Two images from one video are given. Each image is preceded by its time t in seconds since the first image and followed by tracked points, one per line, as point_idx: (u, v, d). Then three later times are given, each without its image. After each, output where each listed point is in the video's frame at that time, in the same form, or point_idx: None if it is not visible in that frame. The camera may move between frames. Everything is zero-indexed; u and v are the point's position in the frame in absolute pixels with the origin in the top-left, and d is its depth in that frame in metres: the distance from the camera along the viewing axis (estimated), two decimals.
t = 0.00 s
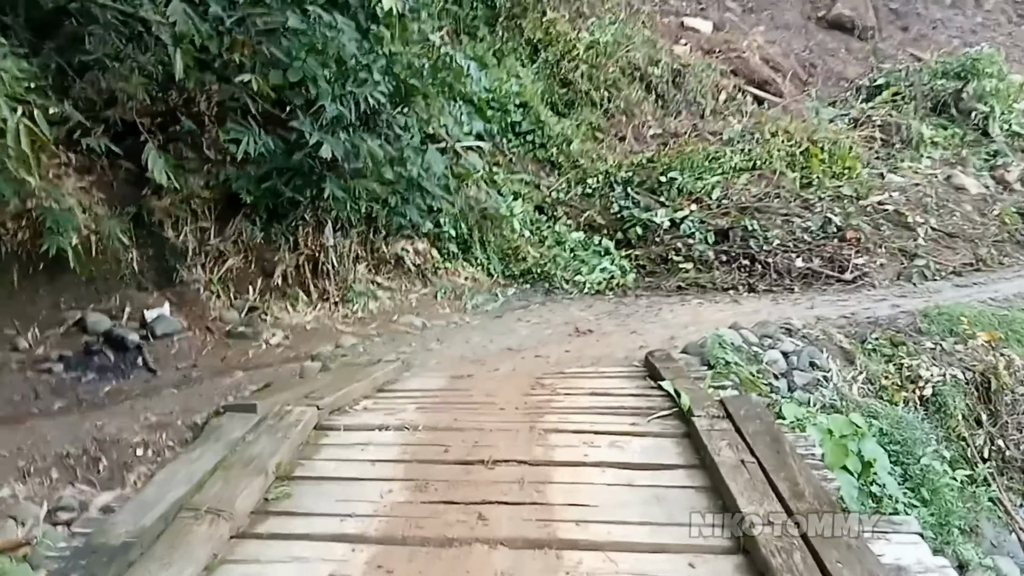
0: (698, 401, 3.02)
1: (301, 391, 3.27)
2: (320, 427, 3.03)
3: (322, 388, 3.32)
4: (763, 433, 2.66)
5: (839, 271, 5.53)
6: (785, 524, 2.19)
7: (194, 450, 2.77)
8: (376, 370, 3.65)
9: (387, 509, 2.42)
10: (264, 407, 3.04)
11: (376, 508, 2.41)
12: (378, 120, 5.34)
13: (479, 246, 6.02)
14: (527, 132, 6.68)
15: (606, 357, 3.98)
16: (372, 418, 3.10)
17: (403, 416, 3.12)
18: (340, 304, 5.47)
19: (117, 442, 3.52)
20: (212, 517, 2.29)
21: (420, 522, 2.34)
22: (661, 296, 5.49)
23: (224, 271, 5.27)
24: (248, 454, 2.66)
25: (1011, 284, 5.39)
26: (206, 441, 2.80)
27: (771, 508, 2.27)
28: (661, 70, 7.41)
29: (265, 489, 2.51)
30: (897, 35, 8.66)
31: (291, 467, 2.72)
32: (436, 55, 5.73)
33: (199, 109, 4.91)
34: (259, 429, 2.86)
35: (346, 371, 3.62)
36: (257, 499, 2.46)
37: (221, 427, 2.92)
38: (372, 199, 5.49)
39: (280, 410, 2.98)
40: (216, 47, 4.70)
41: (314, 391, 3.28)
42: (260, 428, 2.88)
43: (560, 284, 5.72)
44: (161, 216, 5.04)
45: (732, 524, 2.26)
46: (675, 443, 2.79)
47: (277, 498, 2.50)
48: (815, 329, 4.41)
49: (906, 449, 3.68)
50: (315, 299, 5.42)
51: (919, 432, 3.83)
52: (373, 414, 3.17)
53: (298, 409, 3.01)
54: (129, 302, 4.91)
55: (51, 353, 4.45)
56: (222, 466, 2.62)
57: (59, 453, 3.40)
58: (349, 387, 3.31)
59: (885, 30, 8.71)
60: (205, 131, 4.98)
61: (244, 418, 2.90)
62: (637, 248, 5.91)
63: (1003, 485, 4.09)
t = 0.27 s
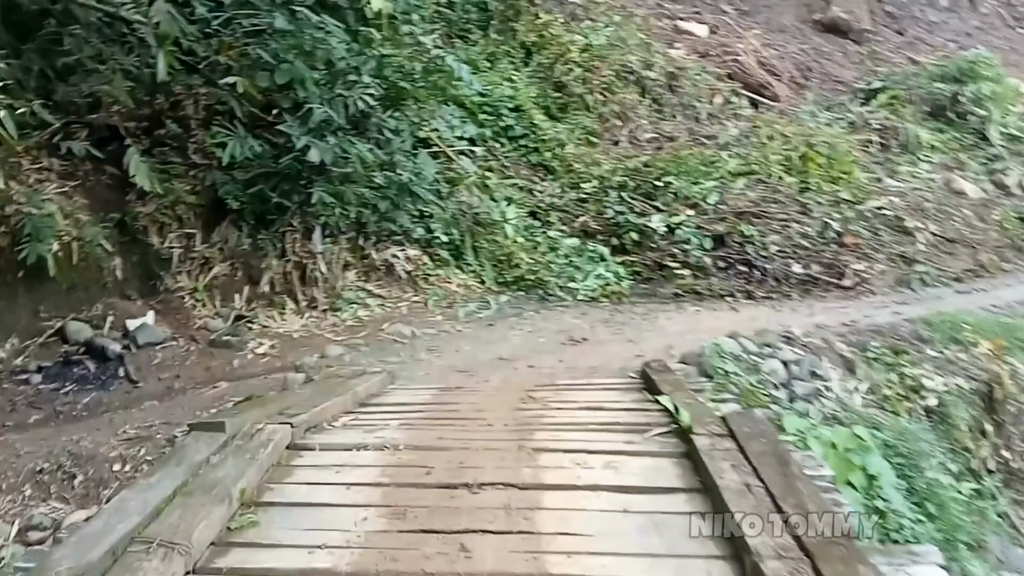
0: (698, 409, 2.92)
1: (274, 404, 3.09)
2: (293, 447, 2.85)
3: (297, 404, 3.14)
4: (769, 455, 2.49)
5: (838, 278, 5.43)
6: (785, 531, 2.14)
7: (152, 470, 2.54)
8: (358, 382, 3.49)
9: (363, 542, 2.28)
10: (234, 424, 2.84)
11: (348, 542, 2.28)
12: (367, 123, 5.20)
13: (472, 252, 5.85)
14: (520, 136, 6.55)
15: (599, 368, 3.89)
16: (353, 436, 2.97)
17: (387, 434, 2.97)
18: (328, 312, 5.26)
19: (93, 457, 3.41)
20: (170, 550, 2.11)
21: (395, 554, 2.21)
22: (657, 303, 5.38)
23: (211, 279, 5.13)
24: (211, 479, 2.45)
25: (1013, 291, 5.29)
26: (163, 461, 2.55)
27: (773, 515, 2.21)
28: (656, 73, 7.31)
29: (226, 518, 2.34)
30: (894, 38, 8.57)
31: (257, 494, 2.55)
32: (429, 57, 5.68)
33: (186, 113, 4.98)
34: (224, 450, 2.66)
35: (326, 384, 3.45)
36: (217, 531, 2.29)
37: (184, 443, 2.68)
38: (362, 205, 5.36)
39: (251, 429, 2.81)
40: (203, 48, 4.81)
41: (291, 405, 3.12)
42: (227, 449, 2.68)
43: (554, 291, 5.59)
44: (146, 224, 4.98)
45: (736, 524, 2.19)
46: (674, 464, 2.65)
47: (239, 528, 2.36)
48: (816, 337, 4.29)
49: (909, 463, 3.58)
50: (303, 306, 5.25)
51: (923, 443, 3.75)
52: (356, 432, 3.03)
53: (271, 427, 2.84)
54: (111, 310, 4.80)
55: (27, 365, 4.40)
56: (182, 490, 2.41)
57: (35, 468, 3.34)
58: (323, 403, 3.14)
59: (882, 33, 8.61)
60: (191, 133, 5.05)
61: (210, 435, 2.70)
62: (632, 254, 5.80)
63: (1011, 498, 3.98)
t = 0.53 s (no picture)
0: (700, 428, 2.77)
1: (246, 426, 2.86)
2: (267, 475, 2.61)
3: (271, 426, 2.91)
4: (779, 485, 2.23)
5: (838, 286, 5.34)
6: (783, 528, 2.03)
7: (105, 505, 2.26)
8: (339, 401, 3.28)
9: None
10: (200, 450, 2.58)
11: None
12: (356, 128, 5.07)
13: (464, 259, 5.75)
14: (513, 141, 6.44)
15: (594, 380, 3.77)
16: (332, 463, 2.73)
17: (365, 459, 2.75)
18: (316, 320, 5.15)
19: (68, 475, 3.27)
20: None
21: None
22: (653, 311, 5.26)
23: (196, 287, 5.01)
24: (171, 516, 2.20)
25: (1015, 298, 5.20)
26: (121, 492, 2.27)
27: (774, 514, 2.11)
28: (650, 78, 7.20)
29: (187, 561, 2.07)
30: (890, 42, 8.48)
31: (220, 529, 2.27)
32: (420, 61, 5.46)
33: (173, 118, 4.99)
34: (190, 482, 2.40)
35: (306, 403, 3.23)
36: None
37: (143, 472, 2.42)
38: (351, 211, 5.22)
39: (220, 456, 2.55)
40: (191, 52, 4.63)
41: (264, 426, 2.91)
42: (193, 480, 2.42)
43: (547, 298, 5.48)
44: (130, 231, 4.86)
45: (732, 522, 2.08)
46: (675, 494, 2.40)
47: (201, 571, 2.08)
48: (816, 347, 4.18)
49: (917, 477, 3.47)
50: (290, 316, 5.12)
51: (930, 457, 3.63)
52: (335, 456, 2.81)
53: (242, 455, 2.59)
54: (93, 320, 4.63)
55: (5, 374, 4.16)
56: (139, 531, 2.13)
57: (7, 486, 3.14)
58: (299, 425, 2.91)
59: (878, 37, 8.52)
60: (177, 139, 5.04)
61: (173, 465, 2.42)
62: (628, 260, 5.68)
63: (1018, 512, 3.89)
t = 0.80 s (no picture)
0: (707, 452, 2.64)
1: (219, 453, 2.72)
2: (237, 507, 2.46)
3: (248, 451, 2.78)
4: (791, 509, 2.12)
5: (838, 294, 5.23)
6: (783, 529, 2.03)
7: (57, 548, 2.15)
8: (321, 422, 3.15)
9: None
10: (165, 482, 2.44)
11: None
12: (347, 134, 4.99)
13: (457, 267, 5.62)
14: (506, 147, 6.34)
15: (590, 394, 3.66)
16: (311, 491, 2.58)
17: (347, 487, 2.61)
18: (304, 330, 5.02)
19: (42, 494, 3.14)
20: None
21: None
22: (650, 320, 5.15)
23: (181, 295, 4.90)
24: (127, 556, 2.05)
25: (1019, 306, 5.10)
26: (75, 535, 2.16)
27: (773, 514, 2.09)
28: (645, 83, 7.10)
29: None
30: (886, 47, 8.40)
31: (183, 571, 2.07)
32: (410, 66, 5.29)
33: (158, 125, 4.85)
34: (151, 518, 2.26)
35: (287, 426, 3.09)
36: None
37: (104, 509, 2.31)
38: (340, 218, 5.10)
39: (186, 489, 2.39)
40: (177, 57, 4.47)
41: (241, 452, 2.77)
42: (154, 515, 2.28)
43: (542, 307, 5.36)
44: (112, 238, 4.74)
45: (730, 523, 2.07)
46: (682, 528, 2.24)
47: None
48: (817, 358, 4.08)
49: (925, 493, 3.37)
50: (277, 325, 5.00)
51: (937, 473, 3.51)
52: (315, 484, 2.66)
53: (211, 485, 2.44)
54: (73, 330, 4.49)
55: None
56: (88, 574, 1.97)
57: None
58: (277, 450, 2.77)
59: (875, 42, 8.44)
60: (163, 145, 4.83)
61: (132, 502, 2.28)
62: (624, 268, 5.57)
63: None
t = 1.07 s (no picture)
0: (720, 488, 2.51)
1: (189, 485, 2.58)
2: (207, 549, 2.39)
3: (220, 484, 2.65)
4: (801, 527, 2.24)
5: (838, 303, 5.13)
6: (783, 528, 2.25)
7: None
8: (305, 443, 3.03)
9: None
10: (126, 524, 2.36)
11: None
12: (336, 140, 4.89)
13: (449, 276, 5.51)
14: (499, 154, 6.23)
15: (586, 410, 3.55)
16: (290, 531, 2.49)
17: (326, 526, 2.52)
18: (292, 343, 4.93)
19: (16, 518, 3.16)
20: None
21: None
22: (646, 332, 5.05)
23: (165, 307, 4.77)
24: None
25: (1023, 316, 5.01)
26: None
27: (773, 514, 2.30)
28: (641, 89, 6.99)
29: None
30: (884, 53, 8.32)
31: None
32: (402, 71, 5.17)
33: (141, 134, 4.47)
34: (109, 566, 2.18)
35: (268, 451, 2.96)
36: None
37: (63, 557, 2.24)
38: (328, 226, 5.01)
39: (149, 532, 2.30)
40: (163, 61, 4.25)
41: (215, 485, 2.64)
42: (113, 563, 2.20)
43: (536, 318, 5.28)
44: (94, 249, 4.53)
45: (731, 523, 2.31)
46: None
47: None
48: (819, 370, 3.97)
49: (935, 510, 3.29)
50: (264, 337, 4.90)
51: (947, 492, 3.41)
52: (293, 520, 2.57)
53: (178, 527, 2.35)
54: (55, 342, 4.39)
55: None
56: None
57: None
58: (250, 482, 2.64)
59: (872, 48, 8.36)
60: (149, 152, 4.57)
61: (89, 550, 2.19)
62: (619, 277, 5.46)
63: None
